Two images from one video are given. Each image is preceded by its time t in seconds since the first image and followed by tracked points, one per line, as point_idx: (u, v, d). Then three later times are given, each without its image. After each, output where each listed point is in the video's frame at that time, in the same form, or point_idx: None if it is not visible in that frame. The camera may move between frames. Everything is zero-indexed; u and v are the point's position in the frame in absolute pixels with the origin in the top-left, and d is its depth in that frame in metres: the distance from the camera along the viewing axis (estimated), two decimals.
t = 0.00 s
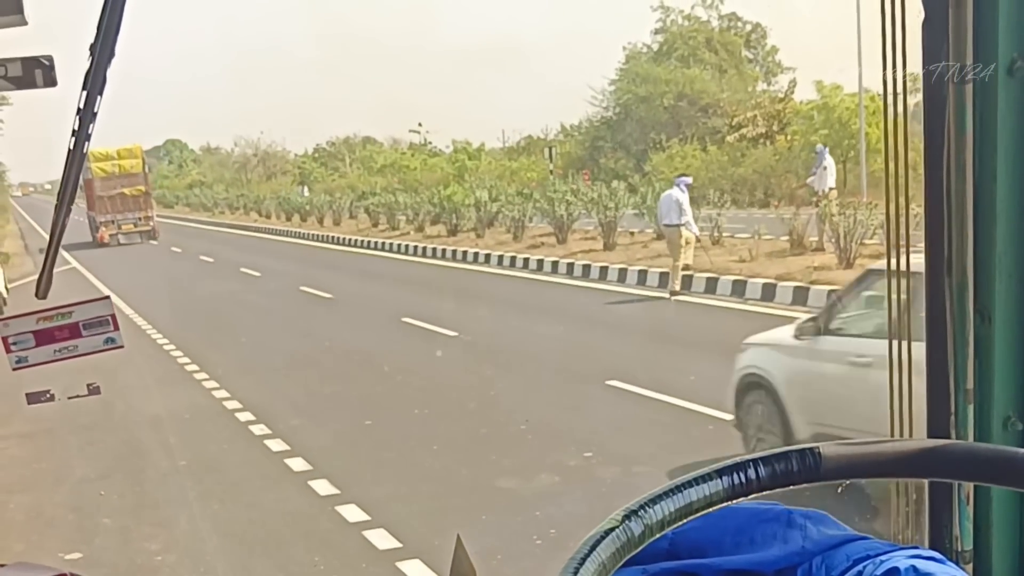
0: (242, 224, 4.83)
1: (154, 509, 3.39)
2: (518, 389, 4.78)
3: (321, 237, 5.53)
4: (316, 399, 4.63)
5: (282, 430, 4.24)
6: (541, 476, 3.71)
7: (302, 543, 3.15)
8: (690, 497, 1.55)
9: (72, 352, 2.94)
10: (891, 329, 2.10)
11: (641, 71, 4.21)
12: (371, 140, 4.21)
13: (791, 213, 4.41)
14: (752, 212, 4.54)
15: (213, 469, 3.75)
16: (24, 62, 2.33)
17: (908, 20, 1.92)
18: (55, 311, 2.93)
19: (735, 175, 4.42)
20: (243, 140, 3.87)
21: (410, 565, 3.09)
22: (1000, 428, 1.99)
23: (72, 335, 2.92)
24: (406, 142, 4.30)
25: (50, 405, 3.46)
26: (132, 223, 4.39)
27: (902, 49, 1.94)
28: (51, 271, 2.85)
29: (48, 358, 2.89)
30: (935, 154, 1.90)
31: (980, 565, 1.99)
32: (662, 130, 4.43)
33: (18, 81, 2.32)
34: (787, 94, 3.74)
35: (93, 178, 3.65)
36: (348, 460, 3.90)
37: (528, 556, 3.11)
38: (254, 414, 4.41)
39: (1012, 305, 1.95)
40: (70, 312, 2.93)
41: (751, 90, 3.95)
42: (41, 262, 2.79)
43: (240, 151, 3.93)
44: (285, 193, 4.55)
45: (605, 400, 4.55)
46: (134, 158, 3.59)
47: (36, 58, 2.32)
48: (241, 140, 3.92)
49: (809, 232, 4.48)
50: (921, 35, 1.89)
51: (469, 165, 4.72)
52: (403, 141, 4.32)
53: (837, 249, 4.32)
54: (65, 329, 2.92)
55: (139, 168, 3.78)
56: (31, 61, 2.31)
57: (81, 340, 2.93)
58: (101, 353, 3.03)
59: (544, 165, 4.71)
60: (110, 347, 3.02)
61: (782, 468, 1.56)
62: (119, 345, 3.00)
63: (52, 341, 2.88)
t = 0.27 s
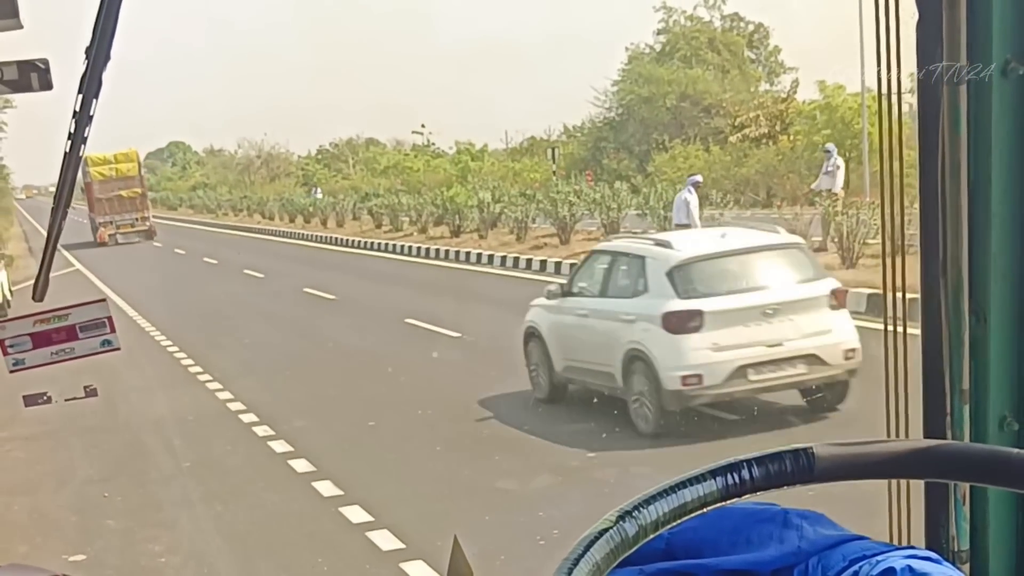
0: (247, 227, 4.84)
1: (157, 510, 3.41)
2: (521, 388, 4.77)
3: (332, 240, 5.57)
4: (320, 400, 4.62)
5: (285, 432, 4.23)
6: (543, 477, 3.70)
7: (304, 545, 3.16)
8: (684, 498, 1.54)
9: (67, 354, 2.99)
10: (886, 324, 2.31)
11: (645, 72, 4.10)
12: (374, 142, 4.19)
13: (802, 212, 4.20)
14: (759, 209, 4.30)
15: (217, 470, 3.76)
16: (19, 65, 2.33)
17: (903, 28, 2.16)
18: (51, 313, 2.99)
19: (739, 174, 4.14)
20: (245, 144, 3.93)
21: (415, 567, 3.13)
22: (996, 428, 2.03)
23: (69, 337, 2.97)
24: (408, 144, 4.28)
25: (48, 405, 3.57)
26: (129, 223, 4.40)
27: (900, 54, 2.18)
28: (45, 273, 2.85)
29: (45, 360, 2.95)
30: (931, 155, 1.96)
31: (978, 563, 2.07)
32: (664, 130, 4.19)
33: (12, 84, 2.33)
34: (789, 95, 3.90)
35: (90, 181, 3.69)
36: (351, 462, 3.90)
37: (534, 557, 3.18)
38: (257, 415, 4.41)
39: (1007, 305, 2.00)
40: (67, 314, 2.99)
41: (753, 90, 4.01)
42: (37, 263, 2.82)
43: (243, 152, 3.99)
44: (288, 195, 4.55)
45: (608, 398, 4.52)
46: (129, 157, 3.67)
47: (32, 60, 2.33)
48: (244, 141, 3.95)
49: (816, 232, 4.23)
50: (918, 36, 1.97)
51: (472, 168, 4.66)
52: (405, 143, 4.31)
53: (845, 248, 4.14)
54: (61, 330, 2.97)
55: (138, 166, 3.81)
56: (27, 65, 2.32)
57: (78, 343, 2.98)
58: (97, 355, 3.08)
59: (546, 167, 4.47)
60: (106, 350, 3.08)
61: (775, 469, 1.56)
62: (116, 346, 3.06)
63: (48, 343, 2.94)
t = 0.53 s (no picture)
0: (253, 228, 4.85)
1: (160, 511, 3.39)
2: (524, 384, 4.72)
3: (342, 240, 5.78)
4: (322, 401, 4.59)
5: (288, 432, 4.20)
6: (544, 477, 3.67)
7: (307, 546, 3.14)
8: (682, 481, 1.52)
9: (65, 341, 2.99)
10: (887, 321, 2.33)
11: (647, 72, 4.20)
12: (377, 143, 4.19)
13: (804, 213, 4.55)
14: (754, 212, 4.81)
15: (219, 470, 3.73)
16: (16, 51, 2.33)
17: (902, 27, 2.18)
18: (49, 300, 3.00)
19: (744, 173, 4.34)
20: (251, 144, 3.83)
21: (418, 565, 3.09)
22: (996, 414, 2.02)
23: (66, 324, 2.98)
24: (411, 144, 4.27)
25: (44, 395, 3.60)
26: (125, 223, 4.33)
27: (899, 55, 2.19)
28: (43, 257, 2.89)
29: (42, 347, 2.94)
30: (930, 141, 1.94)
31: (979, 551, 2.06)
32: (667, 132, 4.38)
33: (9, 70, 2.33)
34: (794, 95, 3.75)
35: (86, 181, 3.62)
36: (354, 461, 3.87)
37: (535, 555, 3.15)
38: (260, 414, 4.37)
39: (1007, 290, 1.99)
40: (63, 300, 2.99)
41: (757, 91, 3.99)
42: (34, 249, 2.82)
43: (246, 154, 3.91)
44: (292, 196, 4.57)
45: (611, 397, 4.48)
46: (128, 164, 3.58)
47: (30, 46, 2.32)
48: (247, 143, 3.90)
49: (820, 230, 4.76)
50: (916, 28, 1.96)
51: (475, 168, 4.76)
52: (409, 144, 4.30)
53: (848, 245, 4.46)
54: (58, 318, 2.97)
55: (135, 169, 3.71)
56: (23, 50, 2.32)
57: (75, 329, 2.99)
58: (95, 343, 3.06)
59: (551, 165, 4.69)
60: (102, 337, 3.05)
61: (773, 451, 1.54)
62: (112, 334, 3.03)
63: (46, 330, 2.95)
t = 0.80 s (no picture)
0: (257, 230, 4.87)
1: (161, 514, 3.32)
2: (529, 385, 4.62)
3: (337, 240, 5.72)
4: (326, 402, 4.50)
5: (290, 434, 4.11)
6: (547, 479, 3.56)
7: (309, 547, 3.07)
8: (687, 500, 1.51)
9: (70, 359, 2.99)
10: (889, 325, 2.20)
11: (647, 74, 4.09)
12: (378, 146, 4.16)
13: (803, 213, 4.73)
14: (755, 213, 4.90)
15: (221, 473, 3.66)
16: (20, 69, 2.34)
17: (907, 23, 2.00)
18: (55, 317, 3.00)
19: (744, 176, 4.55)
20: (251, 146, 3.78)
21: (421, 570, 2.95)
22: (1000, 428, 1.99)
23: (70, 342, 2.97)
24: (412, 147, 4.23)
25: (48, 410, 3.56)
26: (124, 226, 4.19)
27: (898, 50, 2.02)
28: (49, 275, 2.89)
29: (47, 364, 2.97)
30: (934, 153, 1.91)
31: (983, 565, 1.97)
32: (668, 133, 4.41)
33: (14, 87, 2.33)
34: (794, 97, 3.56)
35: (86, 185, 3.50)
36: (358, 463, 3.79)
37: (538, 563, 2.98)
38: (262, 417, 4.29)
39: (1011, 305, 1.96)
40: (67, 317, 2.98)
41: (757, 92, 3.95)
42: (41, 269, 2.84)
43: (247, 156, 3.87)
44: (292, 198, 4.56)
45: (617, 399, 4.39)
46: (126, 168, 3.45)
47: (34, 65, 2.33)
48: (249, 145, 3.85)
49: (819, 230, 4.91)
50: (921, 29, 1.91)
51: (477, 170, 4.78)
52: (409, 146, 4.25)
53: (847, 247, 4.59)
54: (64, 335, 2.98)
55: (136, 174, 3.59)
56: (28, 68, 2.32)
57: (79, 346, 2.98)
58: (101, 359, 3.06)
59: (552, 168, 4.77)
60: (108, 354, 3.06)
61: (778, 469, 1.54)
62: (118, 353, 3.03)
63: (50, 347, 2.97)
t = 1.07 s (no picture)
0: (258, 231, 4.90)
1: (161, 515, 3.32)
2: (528, 386, 4.60)
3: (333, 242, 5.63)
4: (325, 403, 4.49)
5: (290, 435, 4.10)
6: (548, 480, 3.56)
7: (309, 550, 3.06)
8: (676, 505, 1.51)
9: (62, 363, 3.05)
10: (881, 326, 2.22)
11: (646, 76, 4.11)
12: (378, 147, 4.16)
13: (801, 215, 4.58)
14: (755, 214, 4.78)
15: (221, 474, 3.65)
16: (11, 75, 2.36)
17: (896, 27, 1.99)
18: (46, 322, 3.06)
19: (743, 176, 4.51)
20: (251, 148, 3.80)
21: (419, 572, 2.93)
22: (992, 433, 1.98)
23: (62, 346, 3.04)
24: (412, 148, 4.22)
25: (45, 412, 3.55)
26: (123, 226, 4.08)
27: (888, 53, 2.02)
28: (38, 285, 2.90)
29: (39, 368, 2.99)
30: (925, 158, 1.95)
31: (975, 570, 1.97)
32: (667, 133, 4.44)
33: (6, 93, 2.36)
34: (793, 98, 3.59)
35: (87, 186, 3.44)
36: (357, 465, 3.78)
37: (535, 562, 2.97)
38: (261, 419, 4.28)
39: (1003, 309, 1.95)
40: (59, 322, 3.05)
41: (758, 94, 3.86)
42: (31, 277, 2.89)
43: (247, 157, 3.89)
44: (292, 199, 4.56)
45: (616, 400, 4.36)
46: (124, 170, 3.43)
47: (25, 71, 2.35)
48: (248, 146, 3.86)
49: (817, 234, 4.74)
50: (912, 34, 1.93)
51: (477, 170, 4.78)
52: (409, 147, 4.25)
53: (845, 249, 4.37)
54: (55, 339, 3.04)
55: (132, 174, 3.54)
56: (20, 74, 2.34)
57: (71, 351, 3.05)
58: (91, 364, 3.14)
59: (552, 169, 4.75)
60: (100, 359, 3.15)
61: (767, 475, 1.55)
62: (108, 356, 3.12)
63: (42, 352, 3.01)
